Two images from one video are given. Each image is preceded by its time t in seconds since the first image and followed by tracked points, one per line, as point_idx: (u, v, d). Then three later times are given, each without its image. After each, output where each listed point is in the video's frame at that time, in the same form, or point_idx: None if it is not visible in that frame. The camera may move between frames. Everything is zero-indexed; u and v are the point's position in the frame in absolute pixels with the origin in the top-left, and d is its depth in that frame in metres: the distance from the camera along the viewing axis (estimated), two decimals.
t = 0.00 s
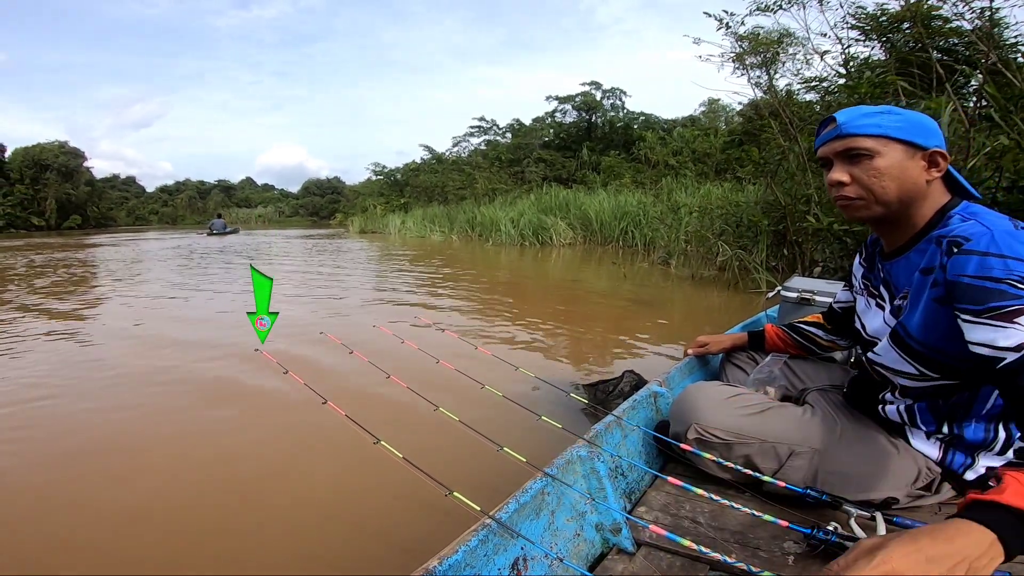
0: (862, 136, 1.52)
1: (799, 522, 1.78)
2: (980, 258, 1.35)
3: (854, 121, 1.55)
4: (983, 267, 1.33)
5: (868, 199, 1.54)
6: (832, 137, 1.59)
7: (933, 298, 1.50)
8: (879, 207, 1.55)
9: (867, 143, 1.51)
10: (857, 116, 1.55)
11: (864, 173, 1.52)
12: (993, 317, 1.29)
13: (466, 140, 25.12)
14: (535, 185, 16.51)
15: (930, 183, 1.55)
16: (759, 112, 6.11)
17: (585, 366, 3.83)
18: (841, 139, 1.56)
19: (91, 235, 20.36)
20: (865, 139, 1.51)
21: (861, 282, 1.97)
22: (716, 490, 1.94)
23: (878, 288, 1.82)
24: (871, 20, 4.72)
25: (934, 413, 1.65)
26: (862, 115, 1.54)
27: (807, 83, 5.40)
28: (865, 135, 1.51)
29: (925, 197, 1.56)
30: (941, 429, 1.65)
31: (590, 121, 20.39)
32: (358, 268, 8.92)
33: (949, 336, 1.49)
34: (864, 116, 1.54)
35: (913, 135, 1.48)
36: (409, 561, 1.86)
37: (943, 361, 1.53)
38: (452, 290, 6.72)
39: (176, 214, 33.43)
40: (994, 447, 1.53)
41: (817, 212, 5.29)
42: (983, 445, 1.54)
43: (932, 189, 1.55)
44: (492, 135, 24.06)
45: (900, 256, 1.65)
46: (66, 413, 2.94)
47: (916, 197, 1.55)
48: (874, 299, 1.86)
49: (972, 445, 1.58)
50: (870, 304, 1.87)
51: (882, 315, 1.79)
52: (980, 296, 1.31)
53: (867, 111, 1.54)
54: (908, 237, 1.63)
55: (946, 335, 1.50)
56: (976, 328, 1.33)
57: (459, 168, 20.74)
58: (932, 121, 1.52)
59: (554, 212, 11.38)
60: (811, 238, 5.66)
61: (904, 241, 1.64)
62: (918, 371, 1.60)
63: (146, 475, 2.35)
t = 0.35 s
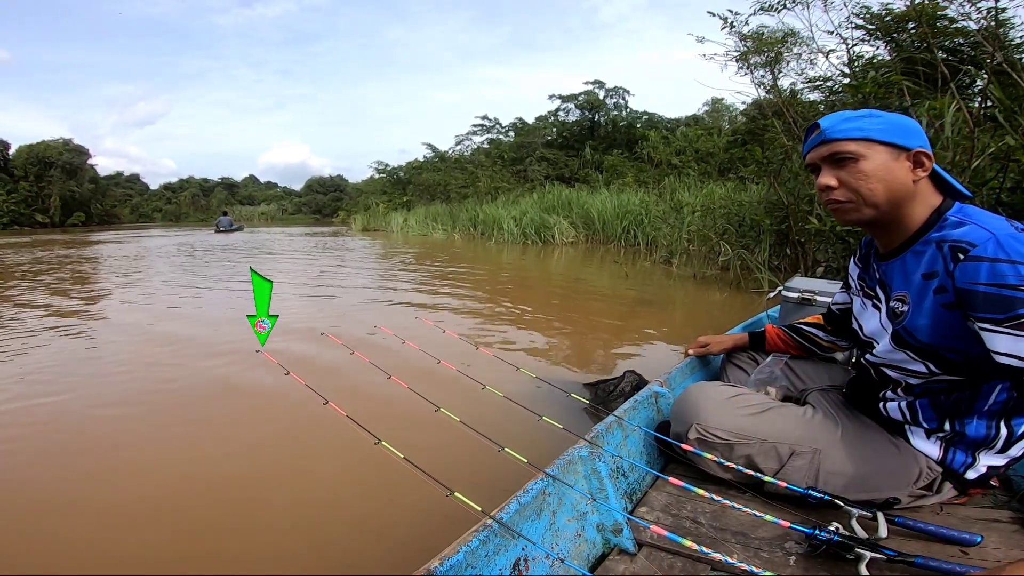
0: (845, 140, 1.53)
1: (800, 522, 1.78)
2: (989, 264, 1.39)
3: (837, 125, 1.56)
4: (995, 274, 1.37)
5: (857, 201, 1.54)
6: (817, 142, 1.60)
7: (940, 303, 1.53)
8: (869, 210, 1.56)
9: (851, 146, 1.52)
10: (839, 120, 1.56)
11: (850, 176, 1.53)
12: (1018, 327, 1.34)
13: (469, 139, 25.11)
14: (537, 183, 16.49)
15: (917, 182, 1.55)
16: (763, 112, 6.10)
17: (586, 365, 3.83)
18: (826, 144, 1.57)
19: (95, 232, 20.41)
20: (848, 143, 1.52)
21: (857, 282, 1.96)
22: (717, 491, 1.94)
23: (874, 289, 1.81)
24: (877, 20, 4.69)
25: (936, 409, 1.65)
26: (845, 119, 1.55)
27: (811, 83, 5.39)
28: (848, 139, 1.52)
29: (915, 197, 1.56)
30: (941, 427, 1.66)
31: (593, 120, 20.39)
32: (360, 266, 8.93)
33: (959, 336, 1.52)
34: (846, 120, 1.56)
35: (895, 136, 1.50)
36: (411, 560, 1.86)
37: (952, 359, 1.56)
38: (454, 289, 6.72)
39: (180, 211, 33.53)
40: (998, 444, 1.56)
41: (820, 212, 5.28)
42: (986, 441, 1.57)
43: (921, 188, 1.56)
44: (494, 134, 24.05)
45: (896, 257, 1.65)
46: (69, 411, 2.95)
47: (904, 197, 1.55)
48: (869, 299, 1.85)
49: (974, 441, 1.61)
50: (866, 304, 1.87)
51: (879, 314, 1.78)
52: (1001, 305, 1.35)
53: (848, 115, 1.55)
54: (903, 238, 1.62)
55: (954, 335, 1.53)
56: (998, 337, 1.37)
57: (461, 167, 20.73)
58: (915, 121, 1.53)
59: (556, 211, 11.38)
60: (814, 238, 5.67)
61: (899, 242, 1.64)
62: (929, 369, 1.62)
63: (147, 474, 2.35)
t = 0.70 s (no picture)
0: (837, 143, 1.55)
1: (799, 522, 1.78)
2: (985, 270, 1.40)
3: (830, 128, 1.58)
4: (990, 278, 1.39)
5: (851, 203, 1.55)
6: (810, 145, 1.62)
7: (937, 308, 1.53)
8: (865, 211, 1.56)
9: (842, 149, 1.54)
10: (832, 123, 1.58)
11: (843, 178, 1.54)
12: (1009, 334, 1.36)
13: (471, 138, 25.11)
14: (540, 182, 16.48)
15: (912, 183, 1.54)
16: (766, 112, 6.09)
17: (586, 364, 3.83)
18: (819, 147, 1.59)
19: (98, 229, 20.47)
20: (840, 145, 1.54)
21: (857, 282, 1.96)
22: (717, 490, 1.94)
23: (873, 290, 1.81)
24: (881, 20, 4.68)
25: (934, 411, 1.67)
26: (837, 122, 1.57)
27: (814, 83, 5.38)
28: (840, 141, 1.54)
29: (911, 198, 1.56)
30: (940, 428, 1.67)
31: (595, 119, 20.38)
32: (362, 265, 8.93)
33: (956, 340, 1.53)
34: (838, 123, 1.57)
35: (887, 137, 1.51)
36: (410, 558, 1.87)
37: (951, 363, 1.57)
38: (456, 287, 6.73)
39: (183, 208, 33.62)
40: (996, 447, 1.57)
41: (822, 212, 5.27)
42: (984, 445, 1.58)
43: (916, 188, 1.55)
44: (497, 132, 24.04)
45: (895, 259, 1.65)
46: (71, 408, 2.96)
47: (900, 198, 1.55)
48: (868, 300, 1.85)
49: (971, 443, 1.62)
50: (865, 305, 1.87)
51: (876, 317, 1.78)
52: (995, 311, 1.37)
53: (841, 118, 1.57)
54: (903, 241, 1.61)
55: (950, 340, 1.54)
56: (989, 343, 1.40)
57: (463, 165, 20.72)
58: (909, 121, 1.53)
59: (558, 210, 11.38)
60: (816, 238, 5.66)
61: (899, 245, 1.63)
62: (926, 373, 1.63)
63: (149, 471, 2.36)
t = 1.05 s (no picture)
0: (834, 143, 1.55)
1: (799, 521, 1.78)
2: (986, 276, 1.40)
3: (827, 128, 1.58)
4: (990, 284, 1.39)
5: (847, 204, 1.55)
6: (809, 147, 1.63)
7: (938, 313, 1.53)
8: (863, 212, 1.56)
9: (839, 150, 1.54)
10: (830, 124, 1.59)
11: (841, 179, 1.54)
12: (1007, 340, 1.35)
13: (474, 137, 25.12)
14: (543, 182, 16.47)
15: (911, 182, 1.53)
16: (769, 112, 6.08)
17: (587, 364, 3.83)
18: (817, 148, 1.59)
19: (102, 228, 20.51)
20: (837, 146, 1.54)
21: (859, 283, 1.96)
22: (716, 490, 1.94)
23: (874, 291, 1.81)
24: (885, 20, 4.67)
25: (934, 414, 1.67)
26: (835, 123, 1.58)
27: (817, 82, 5.37)
28: (837, 142, 1.54)
29: (911, 199, 1.55)
30: (939, 429, 1.67)
31: (598, 118, 20.37)
32: (364, 264, 8.94)
33: (956, 346, 1.53)
34: (836, 123, 1.58)
35: (885, 137, 1.51)
36: (410, 557, 1.88)
37: (950, 369, 1.57)
38: (457, 287, 6.73)
39: (187, 207, 33.70)
40: (995, 450, 1.59)
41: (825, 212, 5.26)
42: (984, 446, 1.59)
43: (915, 188, 1.54)
44: (500, 131, 24.02)
45: (897, 261, 1.65)
46: (73, 407, 2.96)
47: (899, 199, 1.54)
48: (869, 302, 1.85)
49: (971, 444, 1.63)
50: (866, 306, 1.87)
51: (877, 319, 1.78)
52: (995, 317, 1.37)
53: (838, 119, 1.58)
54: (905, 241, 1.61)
55: (951, 345, 1.54)
56: (986, 348, 1.40)
57: (466, 164, 20.71)
58: (907, 121, 1.53)
59: (561, 210, 11.38)
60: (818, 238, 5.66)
61: (902, 247, 1.63)
62: (926, 378, 1.63)
63: (150, 470, 2.37)
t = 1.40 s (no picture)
0: (834, 144, 1.55)
1: (799, 521, 1.78)
2: (991, 279, 1.40)
3: (826, 129, 1.59)
4: (994, 289, 1.39)
5: (847, 204, 1.55)
6: (808, 148, 1.63)
7: (941, 317, 1.53)
8: (864, 213, 1.55)
9: (839, 150, 1.54)
10: (829, 124, 1.59)
11: (841, 180, 1.54)
12: (1011, 345, 1.37)
13: (477, 137, 25.14)
14: (545, 182, 16.46)
15: (912, 182, 1.53)
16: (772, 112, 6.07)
17: (587, 363, 3.83)
18: (816, 149, 1.60)
19: (106, 227, 20.59)
20: (837, 146, 1.54)
21: (861, 283, 1.95)
22: (717, 490, 1.94)
23: (877, 293, 1.81)
24: (889, 19, 4.66)
25: (936, 416, 1.66)
26: (834, 123, 1.58)
27: (821, 82, 5.35)
28: (836, 142, 1.54)
29: (912, 199, 1.54)
30: (940, 431, 1.67)
31: (601, 118, 20.37)
32: (366, 263, 8.95)
33: (959, 350, 1.53)
34: (835, 124, 1.58)
35: (884, 137, 1.50)
36: (410, 557, 1.88)
37: (953, 372, 1.57)
38: (459, 286, 6.73)
39: (191, 207, 33.80)
40: (995, 450, 1.59)
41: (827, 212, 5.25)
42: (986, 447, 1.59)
43: (916, 188, 1.53)
44: (503, 131, 24.02)
45: (901, 263, 1.64)
46: (75, 407, 2.97)
47: (899, 200, 1.54)
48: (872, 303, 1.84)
49: (972, 445, 1.63)
50: (869, 307, 1.87)
51: (880, 321, 1.78)
52: (1000, 321, 1.38)
53: (838, 119, 1.58)
54: (908, 242, 1.60)
55: (954, 349, 1.54)
56: (989, 353, 1.41)
57: (468, 164, 20.70)
58: (908, 120, 1.52)
59: (564, 210, 11.37)
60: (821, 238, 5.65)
61: (904, 248, 1.62)
62: (929, 381, 1.62)
63: (151, 469, 2.37)
